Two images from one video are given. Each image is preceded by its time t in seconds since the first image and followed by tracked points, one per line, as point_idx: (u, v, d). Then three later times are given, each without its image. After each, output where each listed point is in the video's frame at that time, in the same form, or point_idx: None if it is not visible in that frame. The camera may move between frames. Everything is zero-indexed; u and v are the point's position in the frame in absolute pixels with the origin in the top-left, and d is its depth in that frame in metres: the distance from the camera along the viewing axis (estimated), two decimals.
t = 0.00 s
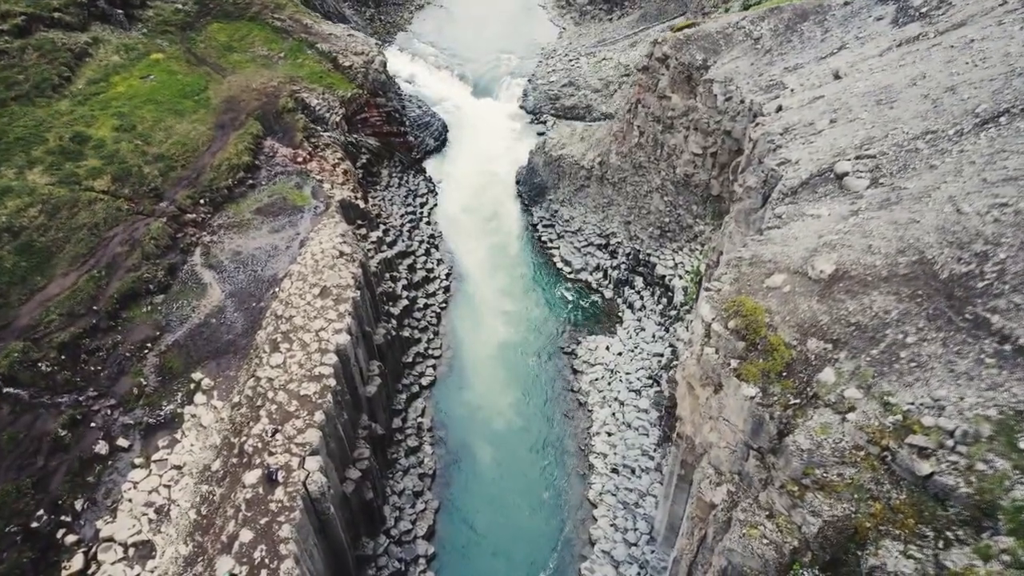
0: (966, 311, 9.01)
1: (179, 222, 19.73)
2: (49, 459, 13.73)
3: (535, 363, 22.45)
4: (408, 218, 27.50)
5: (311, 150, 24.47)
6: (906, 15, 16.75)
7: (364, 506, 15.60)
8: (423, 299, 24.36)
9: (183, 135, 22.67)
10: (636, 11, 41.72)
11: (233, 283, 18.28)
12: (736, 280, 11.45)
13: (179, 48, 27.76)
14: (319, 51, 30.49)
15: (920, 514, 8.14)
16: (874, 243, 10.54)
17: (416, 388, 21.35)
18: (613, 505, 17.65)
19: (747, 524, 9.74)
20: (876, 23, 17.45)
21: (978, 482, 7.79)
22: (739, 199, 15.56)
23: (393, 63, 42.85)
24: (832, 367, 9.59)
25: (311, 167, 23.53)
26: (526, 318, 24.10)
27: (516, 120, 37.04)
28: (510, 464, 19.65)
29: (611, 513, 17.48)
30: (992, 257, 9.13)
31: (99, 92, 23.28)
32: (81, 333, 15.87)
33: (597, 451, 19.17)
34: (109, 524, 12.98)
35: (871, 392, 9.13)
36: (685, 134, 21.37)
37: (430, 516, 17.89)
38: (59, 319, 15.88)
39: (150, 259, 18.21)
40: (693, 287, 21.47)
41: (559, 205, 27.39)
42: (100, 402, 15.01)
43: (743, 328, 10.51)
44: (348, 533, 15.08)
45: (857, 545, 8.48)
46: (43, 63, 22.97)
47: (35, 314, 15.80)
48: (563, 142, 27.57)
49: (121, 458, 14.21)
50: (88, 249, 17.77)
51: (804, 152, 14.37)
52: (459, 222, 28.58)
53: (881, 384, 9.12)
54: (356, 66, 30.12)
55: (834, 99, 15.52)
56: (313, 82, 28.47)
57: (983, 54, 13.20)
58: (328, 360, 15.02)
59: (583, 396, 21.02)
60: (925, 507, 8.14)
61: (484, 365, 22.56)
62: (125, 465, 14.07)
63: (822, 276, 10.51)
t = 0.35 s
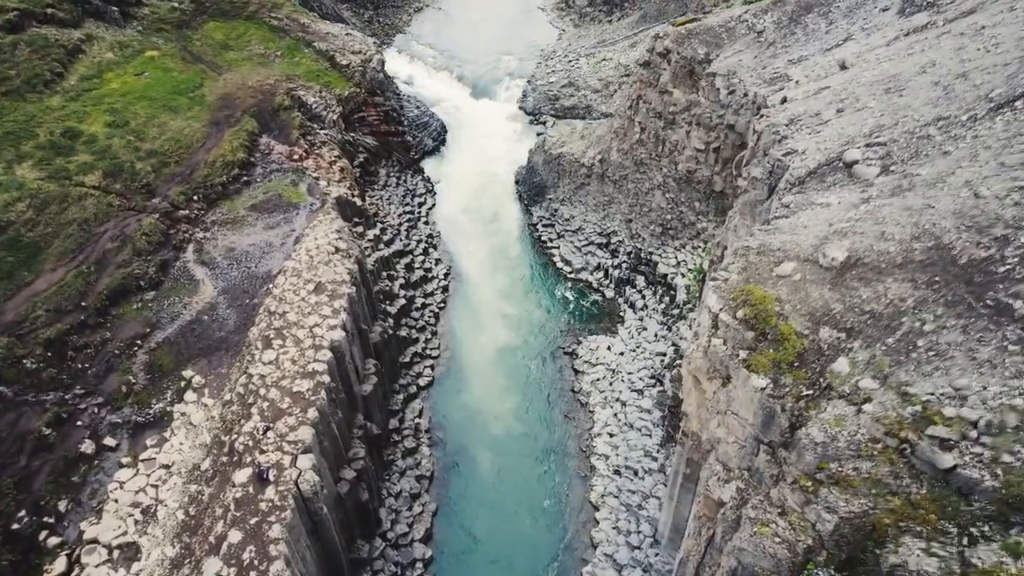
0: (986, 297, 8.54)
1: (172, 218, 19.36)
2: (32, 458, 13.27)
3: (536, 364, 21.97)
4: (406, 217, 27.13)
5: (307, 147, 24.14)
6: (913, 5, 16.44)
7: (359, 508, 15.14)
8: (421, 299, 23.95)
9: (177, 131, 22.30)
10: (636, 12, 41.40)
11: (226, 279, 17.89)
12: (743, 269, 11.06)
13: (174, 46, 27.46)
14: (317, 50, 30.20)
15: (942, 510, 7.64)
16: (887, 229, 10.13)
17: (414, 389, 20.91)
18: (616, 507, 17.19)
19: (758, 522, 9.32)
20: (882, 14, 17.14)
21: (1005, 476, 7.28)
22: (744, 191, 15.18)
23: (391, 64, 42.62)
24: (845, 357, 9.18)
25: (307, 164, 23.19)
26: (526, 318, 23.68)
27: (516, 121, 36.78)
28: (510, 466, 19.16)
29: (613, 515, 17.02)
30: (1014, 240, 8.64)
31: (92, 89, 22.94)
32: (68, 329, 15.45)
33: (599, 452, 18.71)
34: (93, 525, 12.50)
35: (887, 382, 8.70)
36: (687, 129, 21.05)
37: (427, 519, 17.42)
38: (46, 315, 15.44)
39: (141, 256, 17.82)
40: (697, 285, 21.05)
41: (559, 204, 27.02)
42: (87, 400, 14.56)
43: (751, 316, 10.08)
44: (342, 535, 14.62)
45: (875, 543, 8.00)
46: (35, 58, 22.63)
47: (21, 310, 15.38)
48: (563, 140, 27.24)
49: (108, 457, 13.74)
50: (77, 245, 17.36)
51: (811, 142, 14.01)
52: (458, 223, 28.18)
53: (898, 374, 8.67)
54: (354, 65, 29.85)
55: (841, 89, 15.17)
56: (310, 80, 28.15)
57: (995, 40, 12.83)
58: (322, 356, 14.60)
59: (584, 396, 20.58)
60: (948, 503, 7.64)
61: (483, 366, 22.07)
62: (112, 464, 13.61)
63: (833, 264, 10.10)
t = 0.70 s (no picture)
0: (1011, 283, 8.08)
1: (164, 215, 18.96)
2: (13, 458, 12.77)
3: (537, 367, 21.44)
4: (404, 217, 26.73)
5: (303, 145, 23.79)
6: None
7: (353, 510, 14.67)
8: (419, 299, 23.50)
9: (170, 128, 21.88)
10: (636, 13, 41.03)
11: (218, 276, 17.47)
12: (752, 259, 10.66)
13: (169, 44, 27.10)
14: (314, 49, 29.86)
15: (969, 507, 7.19)
16: (903, 215, 9.70)
17: (411, 390, 20.43)
18: (618, 511, 16.69)
19: (771, 522, 8.88)
20: (889, 5, 16.79)
21: None
22: (750, 184, 14.76)
23: (389, 66, 42.34)
24: (862, 347, 8.73)
25: (303, 162, 22.82)
26: (526, 319, 23.22)
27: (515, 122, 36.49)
28: (510, 469, 18.64)
29: (616, 519, 16.52)
30: None
31: (83, 85, 22.53)
32: (53, 327, 14.97)
33: (600, 455, 18.24)
34: (75, 529, 11.96)
35: (907, 373, 8.23)
36: (689, 125, 20.71)
37: (424, 523, 16.91)
38: (30, 312, 14.97)
39: (131, 253, 17.38)
40: (700, 284, 20.61)
41: (559, 203, 26.63)
42: (72, 399, 14.08)
43: (760, 305, 9.69)
44: (335, 539, 14.13)
45: (897, 543, 7.58)
46: (26, 54, 22.24)
47: (5, 307, 14.91)
48: (563, 138, 26.87)
49: (92, 458, 13.23)
50: (65, 241, 16.92)
51: (819, 132, 13.61)
52: (457, 224, 27.74)
53: (919, 364, 8.21)
54: (351, 63, 29.52)
55: (849, 79, 14.77)
56: (306, 78, 27.80)
57: (1009, 25, 12.43)
58: (315, 354, 14.18)
59: (585, 398, 20.13)
60: (976, 500, 7.18)
61: (482, 367, 21.59)
62: (97, 465, 13.10)
63: (847, 251, 9.67)
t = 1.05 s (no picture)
0: None
1: (155, 212, 18.53)
2: None
3: (537, 371, 20.89)
4: (401, 217, 26.29)
5: (298, 143, 23.41)
6: None
7: (347, 514, 14.16)
8: (416, 299, 23.03)
9: (163, 125, 21.47)
10: (636, 15, 40.65)
11: (210, 274, 17.05)
12: (763, 248, 10.23)
13: (164, 42, 26.75)
14: (311, 47, 29.51)
15: (1003, 507, 6.66)
16: (922, 201, 9.22)
17: (408, 392, 19.91)
18: (621, 515, 16.16)
19: (787, 523, 8.40)
20: None
21: None
22: (757, 176, 14.31)
23: (388, 67, 42.02)
24: (882, 338, 8.24)
25: (298, 160, 22.42)
26: (526, 321, 22.73)
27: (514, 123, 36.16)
28: (510, 474, 18.10)
29: (619, 524, 16.00)
30: None
31: (75, 81, 22.13)
32: (37, 325, 14.48)
33: (602, 458, 17.74)
34: (54, 533, 11.40)
35: (932, 364, 7.70)
36: (692, 121, 20.34)
37: (420, 528, 16.37)
38: (14, 309, 14.49)
39: (121, 250, 16.93)
40: (704, 283, 20.15)
41: (559, 203, 26.20)
42: (56, 399, 13.58)
43: (771, 296, 9.25)
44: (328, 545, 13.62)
45: (923, 544, 7.10)
46: (16, 50, 21.85)
47: None
48: (563, 137, 26.49)
49: (75, 459, 12.70)
50: (51, 237, 16.46)
51: (829, 122, 13.16)
52: (455, 225, 27.26)
53: (944, 355, 7.68)
54: (348, 62, 29.16)
55: (858, 69, 14.32)
56: (303, 77, 27.42)
57: None
58: (308, 352, 13.72)
59: (587, 400, 19.64)
60: (1010, 499, 6.65)
61: (481, 370, 21.09)
62: (80, 467, 12.57)
63: (864, 238, 9.22)
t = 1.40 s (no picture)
0: None
1: (144, 209, 18.04)
2: None
3: (538, 375, 20.31)
4: (398, 217, 25.81)
5: (293, 142, 22.97)
6: None
7: (339, 520, 13.60)
8: (413, 300, 22.51)
9: (154, 122, 21.01)
10: (636, 16, 40.25)
11: (200, 272, 16.56)
12: (774, 238, 9.79)
13: (157, 40, 26.34)
14: (307, 47, 29.12)
15: None
16: (943, 186, 8.71)
17: (404, 395, 19.36)
18: (624, 522, 15.60)
19: (804, 528, 7.87)
20: None
21: None
22: (764, 169, 13.82)
23: (386, 70, 41.62)
24: (905, 329, 7.71)
25: (293, 158, 21.96)
26: (526, 324, 22.18)
27: (513, 124, 35.74)
28: (509, 481, 17.51)
29: (621, 530, 15.44)
30: None
31: (65, 78, 21.69)
32: (18, 323, 13.95)
33: (604, 462, 17.19)
34: (28, 541, 10.74)
35: (959, 356, 7.12)
36: (695, 117, 19.94)
37: (416, 535, 15.79)
38: None
39: (108, 247, 16.44)
40: (708, 282, 19.66)
41: (559, 203, 25.73)
42: (36, 400, 13.02)
43: (783, 286, 8.78)
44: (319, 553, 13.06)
45: (954, 551, 6.40)
46: (5, 46, 21.42)
47: None
48: (563, 136, 26.07)
49: (54, 463, 12.10)
50: (35, 234, 15.96)
51: (839, 111, 12.69)
52: (454, 226, 26.72)
53: (972, 346, 7.10)
54: (345, 61, 28.77)
55: (868, 58, 13.85)
56: (298, 75, 27.01)
57: None
58: (298, 351, 13.23)
59: (588, 403, 19.11)
60: None
61: (480, 374, 20.52)
62: (58, 470, 11.97)
63: (883, 226, 8.76)
